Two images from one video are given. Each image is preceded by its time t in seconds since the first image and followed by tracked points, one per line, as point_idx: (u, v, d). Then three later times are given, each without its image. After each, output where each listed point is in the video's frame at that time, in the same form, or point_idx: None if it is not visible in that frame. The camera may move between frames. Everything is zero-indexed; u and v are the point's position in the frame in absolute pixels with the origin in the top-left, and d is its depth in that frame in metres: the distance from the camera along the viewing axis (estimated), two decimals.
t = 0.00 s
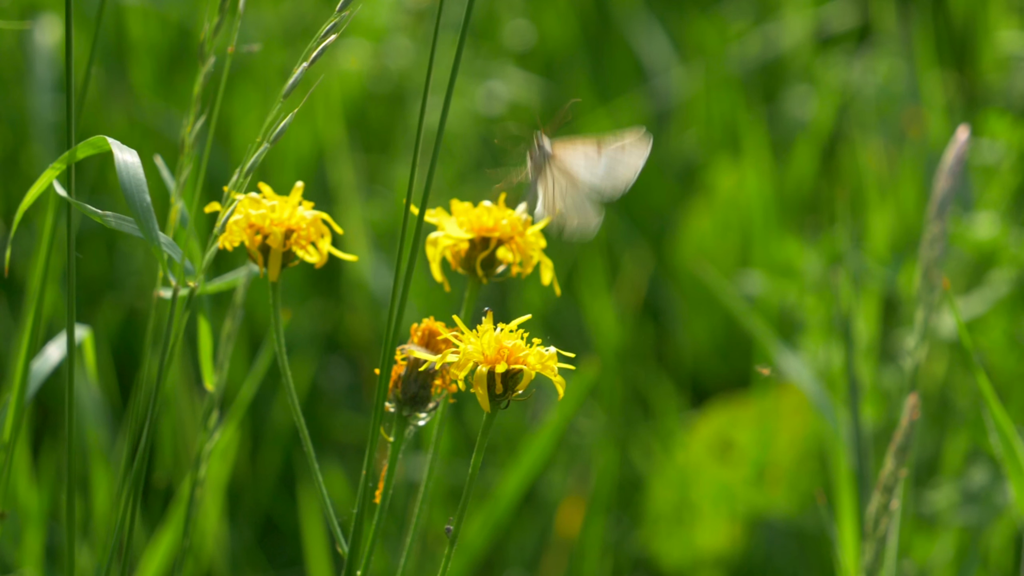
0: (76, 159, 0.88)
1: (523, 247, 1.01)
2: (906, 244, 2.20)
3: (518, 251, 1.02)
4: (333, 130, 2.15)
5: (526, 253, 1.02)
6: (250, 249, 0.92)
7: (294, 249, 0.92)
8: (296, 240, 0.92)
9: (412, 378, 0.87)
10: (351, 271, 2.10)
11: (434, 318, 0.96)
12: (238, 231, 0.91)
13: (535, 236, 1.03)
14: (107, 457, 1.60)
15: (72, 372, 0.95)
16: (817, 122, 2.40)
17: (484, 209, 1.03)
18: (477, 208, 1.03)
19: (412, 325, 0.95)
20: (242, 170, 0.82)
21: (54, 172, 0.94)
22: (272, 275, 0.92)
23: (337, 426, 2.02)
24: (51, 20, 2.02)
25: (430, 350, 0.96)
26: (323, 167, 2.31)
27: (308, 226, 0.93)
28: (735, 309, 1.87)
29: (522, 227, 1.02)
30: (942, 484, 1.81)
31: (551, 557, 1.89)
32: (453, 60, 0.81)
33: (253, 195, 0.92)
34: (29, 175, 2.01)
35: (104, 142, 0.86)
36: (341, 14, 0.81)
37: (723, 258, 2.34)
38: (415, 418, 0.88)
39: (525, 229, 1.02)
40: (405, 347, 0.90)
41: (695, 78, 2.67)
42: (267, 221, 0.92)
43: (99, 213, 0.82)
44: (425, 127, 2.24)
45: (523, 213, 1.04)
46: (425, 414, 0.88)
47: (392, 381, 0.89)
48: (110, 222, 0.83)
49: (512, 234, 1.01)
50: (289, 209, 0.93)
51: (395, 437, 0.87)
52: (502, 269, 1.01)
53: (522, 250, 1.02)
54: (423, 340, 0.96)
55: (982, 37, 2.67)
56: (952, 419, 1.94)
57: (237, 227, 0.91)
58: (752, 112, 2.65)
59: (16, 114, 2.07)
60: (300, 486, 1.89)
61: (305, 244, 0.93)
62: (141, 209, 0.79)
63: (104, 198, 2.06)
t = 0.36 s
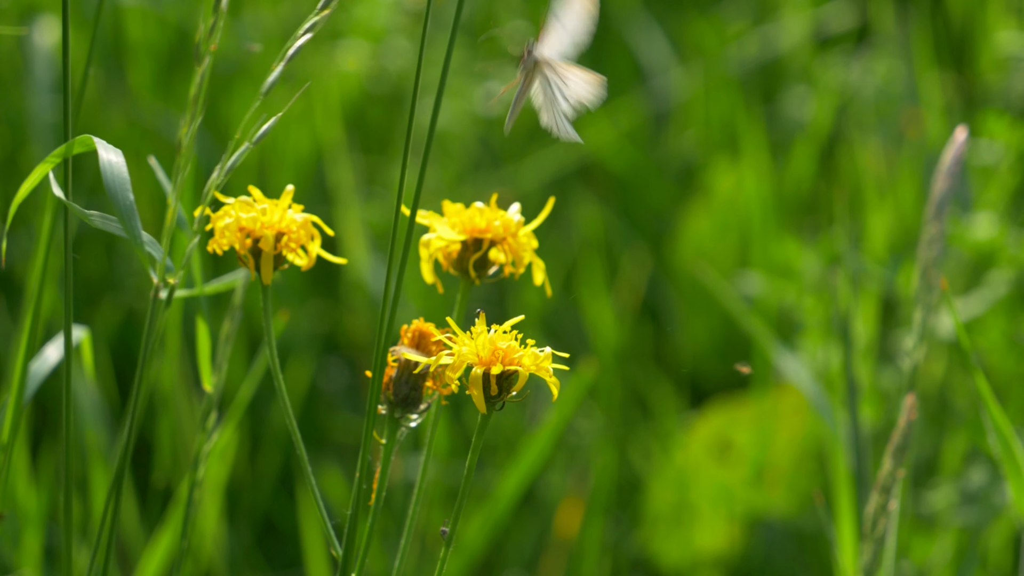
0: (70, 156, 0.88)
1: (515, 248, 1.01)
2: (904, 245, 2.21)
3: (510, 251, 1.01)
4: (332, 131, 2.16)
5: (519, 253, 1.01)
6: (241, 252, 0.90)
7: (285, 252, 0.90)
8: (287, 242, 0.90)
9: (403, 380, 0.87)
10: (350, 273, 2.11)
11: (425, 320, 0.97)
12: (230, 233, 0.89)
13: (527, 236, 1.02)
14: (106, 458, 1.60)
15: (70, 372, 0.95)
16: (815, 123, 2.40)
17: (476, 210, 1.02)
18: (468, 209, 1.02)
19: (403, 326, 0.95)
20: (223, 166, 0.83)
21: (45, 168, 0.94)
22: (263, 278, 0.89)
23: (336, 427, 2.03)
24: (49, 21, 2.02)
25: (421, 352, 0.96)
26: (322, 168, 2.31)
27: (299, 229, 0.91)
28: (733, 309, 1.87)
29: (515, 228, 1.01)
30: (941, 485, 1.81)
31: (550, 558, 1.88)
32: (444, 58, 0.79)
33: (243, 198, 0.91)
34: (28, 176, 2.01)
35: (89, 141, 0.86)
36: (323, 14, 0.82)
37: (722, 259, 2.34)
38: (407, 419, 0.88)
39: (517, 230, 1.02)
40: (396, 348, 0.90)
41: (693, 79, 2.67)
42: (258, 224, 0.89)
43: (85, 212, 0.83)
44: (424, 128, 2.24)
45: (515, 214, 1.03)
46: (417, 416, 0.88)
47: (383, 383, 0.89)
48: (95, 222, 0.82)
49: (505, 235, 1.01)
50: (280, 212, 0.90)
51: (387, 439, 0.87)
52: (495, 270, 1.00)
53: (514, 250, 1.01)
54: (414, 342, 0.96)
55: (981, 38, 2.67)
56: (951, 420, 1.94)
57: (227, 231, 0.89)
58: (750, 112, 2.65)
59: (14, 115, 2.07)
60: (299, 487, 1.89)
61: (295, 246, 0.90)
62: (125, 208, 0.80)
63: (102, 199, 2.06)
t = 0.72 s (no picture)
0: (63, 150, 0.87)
1: (512, 250, 1.01)
2: (903, 246, 2.21)
3: (508, 253, 1.01)
4: (331, 132, 2.16)
5: (516, 255, 1.01)
6: (237, 254, 0.90)
7: (281, 253, 0.90)
8: (283, 244, 0.90)
9: (400, 382, 0.88)
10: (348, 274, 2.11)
11: (422, 322, 0.97)
12: (225, 235, 0.89)
13: (524, 238, 1.02)
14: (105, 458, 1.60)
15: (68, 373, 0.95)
16: (814, 125, 2.41)
17: (473, 212, 1.01)
18: (465, 210, 1.01)
19: (400, 328, 0.95)
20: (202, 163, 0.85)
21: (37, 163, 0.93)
22: (257, 279, 0.89)
23: (335, 428, 2.03)
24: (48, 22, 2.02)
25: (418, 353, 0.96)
26: (321, 169, 2.31)
27: (295, 231, 0.91)
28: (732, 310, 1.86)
29: (512, 230, 1.01)
30: (940, 486, 1.81)
31: (549, 559, 1.88)
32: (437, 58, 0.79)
33: (239, 200, 0.90)
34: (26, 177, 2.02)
35: (71, 137, 0.86)
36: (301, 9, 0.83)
37: (721, 260, 2.34)
38: (404, 421, 0.88)
39: (515, 231, 1.02)
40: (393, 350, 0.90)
41: (692, 80, 2.67)
42: (254, 226, 0.89)
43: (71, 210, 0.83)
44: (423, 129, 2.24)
45: (513, 216, 1.03)
46: (414, 418, 0.88)
47: (380, 385, 0.89)
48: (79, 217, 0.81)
49: (502, 237, 1.01)
50: (277, 214, 0.90)
51: (384, 441, 0.87)
52: (492, 272, 1.00)
53: (512, 252, 1.01)
54: (411, 344, 0.96)
55: (979, 39, 2.67)
56: (950, 421, 1.94)
57: (223, 232, 0.89)
58: (749, 113, 2.65)
59: (13, 116, 2.08)
60: (298, 488, 1.89)
61: (291, 248, 0.90)
62: (107, 207, 0.78)
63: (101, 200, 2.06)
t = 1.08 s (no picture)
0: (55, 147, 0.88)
1: (512, 253, 1.01)
2: (901, 247, 2.21)
3: (508, 257, 1.01)
4: (330, 134, 2.16)
5: (516, 258, 1.01)
6: (238, 256, 0.90)
7: (281, 256, 0.90)
8: (283, 246, 0.90)
9: (398, 385, 0.88)
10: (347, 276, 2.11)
11: (419, 324, 0.96)
12: (227, 237, 0.89)
13: (524, 241, 1.02)
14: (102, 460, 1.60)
15: (65, 376, 0.94)
16: (812, 126, 2.41)
17: (474, 215, 1.01)
18: (466, 213, 1.01)
19: (398, 331, 0.94)
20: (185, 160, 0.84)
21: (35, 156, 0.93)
22: (259, 282, 0.89)
23: (333, 430, 2.03)
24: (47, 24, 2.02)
25: (415, 356, 0.96)
26: (320, 171, 2.31)
27: (295, 233, 0.90)
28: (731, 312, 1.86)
29: (512, 234, 1.01)
30: (938, 487, 1.81)
31: (547, 560, 1.88)
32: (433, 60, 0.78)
33: (240, 201, 0.90)
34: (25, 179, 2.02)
35: (58, 135, 0.85)
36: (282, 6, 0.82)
37: (719, 262, 2.35)
38: (401, 424, 0.88)
39: (515, 235, 1.01)
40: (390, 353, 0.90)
41: (691, 81, 2.68)
42: (255, 228, 0.89)
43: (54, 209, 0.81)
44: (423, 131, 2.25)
45: (513, 219, 1.03)
46: (411, 421, 0.88)
47: (377, 388, 0.89)
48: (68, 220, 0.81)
49: (502, 241, 1.01)
50: (277, 216, 0.90)
51: (381, 444, 0.87)
52: (492, 275, 1.01)
53: (512, 256, 1.01)
54: (408, 346, 0.96)
55: (977, 40, 2.68)
56: (948, 422, 1.94)
57: (224, 234, 0.89)
58: (748, 115, 2.65)
59: (12, 118, 2.08)
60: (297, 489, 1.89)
61: (292, 251, 0.90)
62: (90, 207, 0.77)
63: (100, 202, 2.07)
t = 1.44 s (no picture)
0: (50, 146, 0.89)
1: (513, 256, 1.01)
2: (900, 248, 2.22)
3: (509, 260, 1.01)
4: (328, 135, 2.16)
5: (517, 261, 1.01)
6: (238, 258, 0.90)
7: (282, 258, 0.90)
8: (284, 249, 0.90)
9: (397, 388, 0.88)
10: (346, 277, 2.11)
11: (419, 327, 0.96)
12: (227, 239, 0.89)
13: (525, 244, 1.02)
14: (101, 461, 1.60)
15: (63, 376, 0.94)
16: (811, 127, 2.41)
17: (474, 217, 1.01)
18: (466, 216, 1.01)
19: (398, 334, 0.95)
20: (173, 160, 0.83)
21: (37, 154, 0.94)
22: (259, 284, 0.89)
23: (332, 431, 2.03)
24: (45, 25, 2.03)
25: (415, 359, 0.96)
26: (319, 172, 2.32)
27: (297, 235, 0.90)
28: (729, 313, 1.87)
29: (513, 237, 1.01)
30: (937, 488, 1.81)
31: (546, 561, 1.88)
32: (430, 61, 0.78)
33: (241, 203, 0.90)
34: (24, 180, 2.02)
35: (54, 135, 0.86)
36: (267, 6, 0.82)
37: (718, 263, 2.35)
38: (401, 427, 0.88)
39: (515, 238, 1.02)
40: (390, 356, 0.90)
41: (690, 82, 2.68)
42: (256, 230, 0.89)
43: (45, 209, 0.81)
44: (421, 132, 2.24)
45: (514, 222, 1.03)
46: (411, 424, 0.88)
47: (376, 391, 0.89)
48: (58, 222, 0.80)
49: (503, 244, 1.01)
50: (278, 218, 0.90)
51: (381, 447, 0.87)
52: (492, 278, 1.01)
53: (512, 259, 1.01)
54: (408, 349, 0.96)
55: (975, 42, 2.68)
56: (947, 423, 1.95)
57: (225, 236, 0.89)
58: (747, 116, 2.65)
59: (11, 119, 2.08)
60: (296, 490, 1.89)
61: (293, 253, 0.90)
62: (79, 207, 0.77)
63: (99, 203, 2.07)
